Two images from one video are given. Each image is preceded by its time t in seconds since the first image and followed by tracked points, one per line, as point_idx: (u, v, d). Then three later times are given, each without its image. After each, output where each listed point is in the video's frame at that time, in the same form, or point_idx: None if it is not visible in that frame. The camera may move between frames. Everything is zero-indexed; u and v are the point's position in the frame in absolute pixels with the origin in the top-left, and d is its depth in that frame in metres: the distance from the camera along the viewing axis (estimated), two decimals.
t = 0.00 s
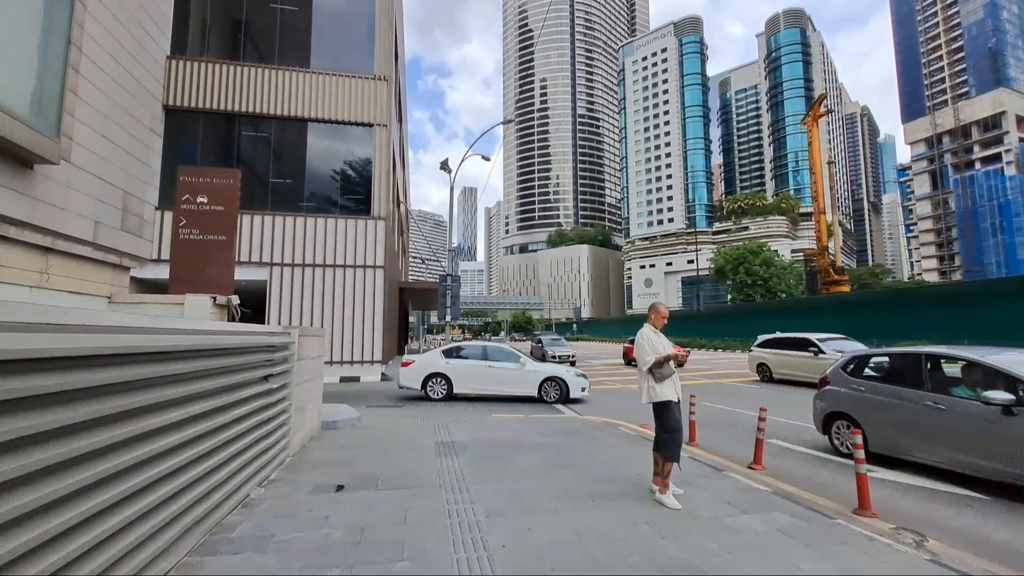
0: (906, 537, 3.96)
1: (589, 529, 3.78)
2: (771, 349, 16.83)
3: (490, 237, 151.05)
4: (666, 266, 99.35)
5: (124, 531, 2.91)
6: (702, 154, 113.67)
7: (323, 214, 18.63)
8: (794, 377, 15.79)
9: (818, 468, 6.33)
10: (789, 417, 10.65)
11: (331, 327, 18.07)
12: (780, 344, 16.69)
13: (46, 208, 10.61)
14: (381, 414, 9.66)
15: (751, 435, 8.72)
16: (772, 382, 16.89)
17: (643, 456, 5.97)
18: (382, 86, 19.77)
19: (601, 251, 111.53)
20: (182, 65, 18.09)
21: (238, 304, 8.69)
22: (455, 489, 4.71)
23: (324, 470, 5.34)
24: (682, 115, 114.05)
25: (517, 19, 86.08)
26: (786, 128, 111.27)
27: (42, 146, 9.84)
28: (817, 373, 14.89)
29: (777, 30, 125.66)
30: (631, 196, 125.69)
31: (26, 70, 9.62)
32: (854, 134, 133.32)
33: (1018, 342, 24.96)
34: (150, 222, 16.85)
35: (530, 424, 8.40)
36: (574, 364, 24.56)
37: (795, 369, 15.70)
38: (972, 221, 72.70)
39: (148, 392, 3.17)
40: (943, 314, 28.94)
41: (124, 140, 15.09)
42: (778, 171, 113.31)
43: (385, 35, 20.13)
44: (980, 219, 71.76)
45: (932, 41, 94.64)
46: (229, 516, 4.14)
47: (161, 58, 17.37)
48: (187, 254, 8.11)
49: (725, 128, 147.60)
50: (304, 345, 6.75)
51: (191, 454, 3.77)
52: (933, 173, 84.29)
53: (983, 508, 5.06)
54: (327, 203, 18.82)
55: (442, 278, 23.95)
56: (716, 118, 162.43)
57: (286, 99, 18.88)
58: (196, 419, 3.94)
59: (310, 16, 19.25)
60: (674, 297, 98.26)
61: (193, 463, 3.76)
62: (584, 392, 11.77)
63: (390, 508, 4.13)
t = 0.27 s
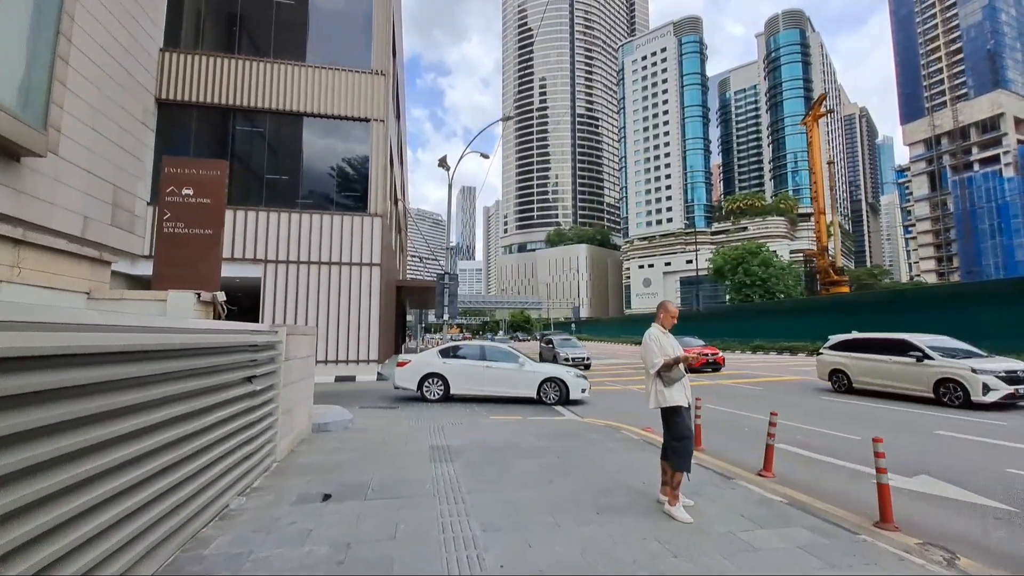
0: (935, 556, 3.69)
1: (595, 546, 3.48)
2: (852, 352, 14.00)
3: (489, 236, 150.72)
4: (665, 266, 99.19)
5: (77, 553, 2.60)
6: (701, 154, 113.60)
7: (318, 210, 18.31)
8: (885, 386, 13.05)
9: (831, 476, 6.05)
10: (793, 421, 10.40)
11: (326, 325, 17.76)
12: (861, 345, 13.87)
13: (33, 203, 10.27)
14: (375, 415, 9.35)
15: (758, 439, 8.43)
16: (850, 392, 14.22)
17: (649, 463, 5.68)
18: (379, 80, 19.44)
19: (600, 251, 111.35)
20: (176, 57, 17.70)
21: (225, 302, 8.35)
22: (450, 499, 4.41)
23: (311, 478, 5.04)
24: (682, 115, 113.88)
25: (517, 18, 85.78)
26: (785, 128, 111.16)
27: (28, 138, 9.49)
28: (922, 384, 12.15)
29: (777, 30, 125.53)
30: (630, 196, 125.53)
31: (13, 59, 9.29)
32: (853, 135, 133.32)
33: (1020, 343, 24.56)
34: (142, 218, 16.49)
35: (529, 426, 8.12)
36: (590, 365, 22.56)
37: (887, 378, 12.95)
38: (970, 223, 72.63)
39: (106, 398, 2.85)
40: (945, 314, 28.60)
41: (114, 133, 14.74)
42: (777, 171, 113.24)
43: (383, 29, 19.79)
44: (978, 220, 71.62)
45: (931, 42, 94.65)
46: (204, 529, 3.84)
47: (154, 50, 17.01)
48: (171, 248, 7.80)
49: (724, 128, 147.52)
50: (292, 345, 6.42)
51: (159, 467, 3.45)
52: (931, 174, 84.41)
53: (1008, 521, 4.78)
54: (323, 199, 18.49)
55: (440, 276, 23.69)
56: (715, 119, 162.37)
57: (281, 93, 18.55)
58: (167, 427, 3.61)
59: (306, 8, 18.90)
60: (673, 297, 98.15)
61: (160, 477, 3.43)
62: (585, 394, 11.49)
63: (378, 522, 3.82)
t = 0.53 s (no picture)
0: (969, 571, 3.43)
1: (602, 558, 3.24)
2: (974, 357, 11.14)
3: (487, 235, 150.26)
4: (664, 266, 99.10)
5: (23, 572, 2.30)
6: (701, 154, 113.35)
7: (314, 206, 18.01)
8: None
9: (845, 482, 5.80)
10: (798, 421, 10.16)
11: (322, 323, 17.48)
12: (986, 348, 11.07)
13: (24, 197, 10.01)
14: (371, 415, 9.07)
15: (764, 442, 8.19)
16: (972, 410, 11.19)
17: (656, 467, 5.42)
18: (376, 74, 19.13)
19: (598, 250, 111.07)
20: (170, 50, 17.36)
21: (213, 297, 8.03)
22: (447, 506, 4.13)
23: (299, 483, 4.76)
24: (682, 115, 113.59)
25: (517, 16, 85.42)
26: (785, 129, 111.03)
27: (19, 130, 9.23)
28: None
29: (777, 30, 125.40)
30: (630, 195, 125.21)
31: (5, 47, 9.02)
32: (852, 136, 133.27)
33: None
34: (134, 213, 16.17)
35: (530, 427, 7.85)
36: (608, 368, 20.57)
37: None
38: (969, 224, 72.38)
39: (59, 400, 2.55)
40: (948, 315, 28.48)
41: (105, 126, 14.38)
42: (776, 171, 113.05)
43: (381, 23, 19.49)
44: (977, 221, 71.31)
45: (931, 43, 94.53)
46: (179, 540, 3.55)
47: (146, 41, 16.65)
48: (159, 240, 7.51)
49: (723, 128, 147.33)
50: (282, 342, 6.12)
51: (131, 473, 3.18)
52: (930, 175, 84.40)
53: None
54: (320, 195, 18.21)
55: (438, 274, 23.44)
56: (714, 118, 162.23)
57: (278, 86, 18.24)
58: (139, 432, 3.34)
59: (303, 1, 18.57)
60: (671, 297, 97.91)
61: (131, 486, 3.15)
62: (585, 393, 11.24)
63: (366, 534, 3.55)
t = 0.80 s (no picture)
0: None
1: None
2: None
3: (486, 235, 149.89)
4: (663, 266, 98.84)
5: None
6: (700, 154, 113.15)
7: (310, 204, 17.72)
8: None
9: (860, 489, 5.55)
10: (804, 424, 9.94)
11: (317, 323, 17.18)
12: None
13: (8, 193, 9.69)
14: (366, 418, 8.79)
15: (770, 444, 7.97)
16: None
17: (662, 475, 5.18)
18: (374, 69, 18.84)
19: (597, 250, 110.82)
20: (164, 45, 17.06)
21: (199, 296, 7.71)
22: (442, 518, 3.88)
23: (286, 492, 4.50)
24: (681, 115, 113.45)
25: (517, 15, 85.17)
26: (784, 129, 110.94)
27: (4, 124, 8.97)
28: None
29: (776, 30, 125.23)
30: (628, 194, 124.93)
31: None
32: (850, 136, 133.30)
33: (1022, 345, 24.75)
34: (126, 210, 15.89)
35: (530, 431, 7.59)
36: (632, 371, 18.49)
37: None
38: (967, 224, 72.23)
39: (6, 408, 2.28)
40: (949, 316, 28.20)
41: (96, 122, 14.10)
42: (775, 172, 112.91)
43: (378, 17, 19.18)
44: (975, 222, 71.28)
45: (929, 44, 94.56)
46: (155, 558, 3.31)
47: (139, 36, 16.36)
48: (141, 237, 7.16)
49: (722, 127, 147.22)
50: (272, 343, 5.85)
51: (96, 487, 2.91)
52: (929, 176, 84.35)
53: None
54: (316, 192, 17.93)
55: (435, 273, 23.21)
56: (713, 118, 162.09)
57: (273, 82, 17.94)
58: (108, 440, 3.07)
59: None
60: (670, 297, 97.71)
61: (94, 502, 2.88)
62: (586, 395, 11.01)
63: (356, 550, 3.31)
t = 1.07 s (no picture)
0: None
1: None
2: None
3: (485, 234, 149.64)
4: (662, 266, 98.57)
5: None
6: (700, 153, 112.89)
7: (306, 200, 17.43)
8: None
9: (873, 494, 5.32)
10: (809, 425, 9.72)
11: (314, 321, 16.90)
12: None
13: None
14: (359, 418, 8.52)
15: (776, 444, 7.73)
16: None
17: (669, 483, 4.90)
18: (371, 64, 18.54)
19: (597, 249, 110.55)
20: (157, 38, 16.78)
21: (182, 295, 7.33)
22: (434, 531, 3.61)
23: (268, 502, 4.23)
24: (681, 114, 113.18)
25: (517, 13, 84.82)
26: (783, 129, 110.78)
27: None
28: None
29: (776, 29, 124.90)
30: (628, 194, 124.66)
31: None
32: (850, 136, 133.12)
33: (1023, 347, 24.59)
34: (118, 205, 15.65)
35: (529, 433, 7.32)
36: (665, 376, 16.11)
37: None
38: (967, 224, 71.96)
39: None
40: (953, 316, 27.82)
41: (86, 115, 13.80)
42: (775, 171, 112.67)
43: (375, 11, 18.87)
44: (974, 222, 71.07)
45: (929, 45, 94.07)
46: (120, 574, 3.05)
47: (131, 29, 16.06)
48: (121, 231, 6.78)
49: (722, 127, 146.98)
50: (259, 342, 5.58)
51: (49, 502, 2.64)
52: (929, 176, 84.11)
53: None
54: (312, 189, 17.62)
55: (434, 271, 22.89)
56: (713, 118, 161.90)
57: (269, 77, 17.65)
58: (66, 445, 2.81)
59: None
60: (669, 297, 97.44)
61: (48, 515, 2.62)
62: (588, 396, 10.73)
63: (339, 567, 3.04)
